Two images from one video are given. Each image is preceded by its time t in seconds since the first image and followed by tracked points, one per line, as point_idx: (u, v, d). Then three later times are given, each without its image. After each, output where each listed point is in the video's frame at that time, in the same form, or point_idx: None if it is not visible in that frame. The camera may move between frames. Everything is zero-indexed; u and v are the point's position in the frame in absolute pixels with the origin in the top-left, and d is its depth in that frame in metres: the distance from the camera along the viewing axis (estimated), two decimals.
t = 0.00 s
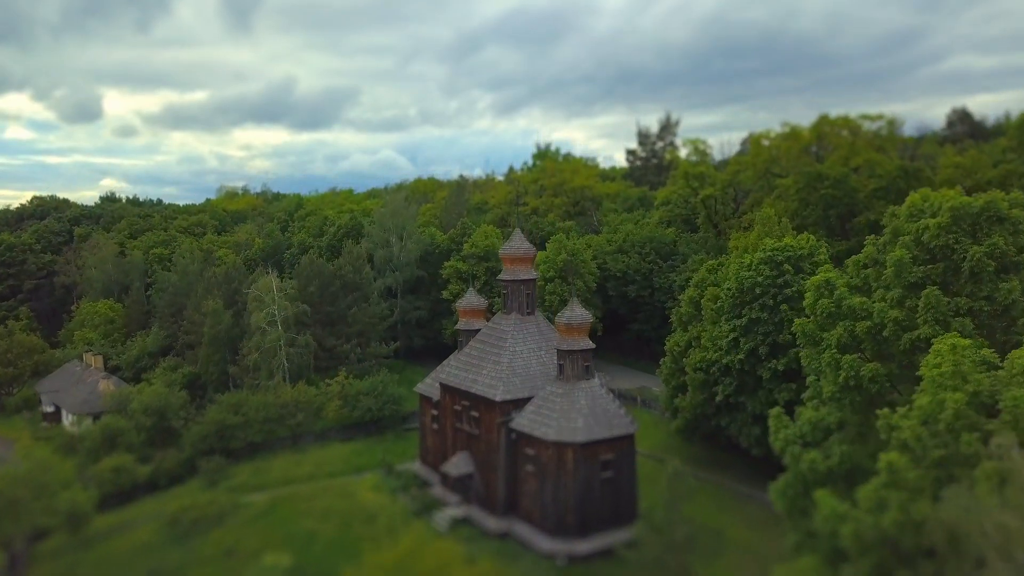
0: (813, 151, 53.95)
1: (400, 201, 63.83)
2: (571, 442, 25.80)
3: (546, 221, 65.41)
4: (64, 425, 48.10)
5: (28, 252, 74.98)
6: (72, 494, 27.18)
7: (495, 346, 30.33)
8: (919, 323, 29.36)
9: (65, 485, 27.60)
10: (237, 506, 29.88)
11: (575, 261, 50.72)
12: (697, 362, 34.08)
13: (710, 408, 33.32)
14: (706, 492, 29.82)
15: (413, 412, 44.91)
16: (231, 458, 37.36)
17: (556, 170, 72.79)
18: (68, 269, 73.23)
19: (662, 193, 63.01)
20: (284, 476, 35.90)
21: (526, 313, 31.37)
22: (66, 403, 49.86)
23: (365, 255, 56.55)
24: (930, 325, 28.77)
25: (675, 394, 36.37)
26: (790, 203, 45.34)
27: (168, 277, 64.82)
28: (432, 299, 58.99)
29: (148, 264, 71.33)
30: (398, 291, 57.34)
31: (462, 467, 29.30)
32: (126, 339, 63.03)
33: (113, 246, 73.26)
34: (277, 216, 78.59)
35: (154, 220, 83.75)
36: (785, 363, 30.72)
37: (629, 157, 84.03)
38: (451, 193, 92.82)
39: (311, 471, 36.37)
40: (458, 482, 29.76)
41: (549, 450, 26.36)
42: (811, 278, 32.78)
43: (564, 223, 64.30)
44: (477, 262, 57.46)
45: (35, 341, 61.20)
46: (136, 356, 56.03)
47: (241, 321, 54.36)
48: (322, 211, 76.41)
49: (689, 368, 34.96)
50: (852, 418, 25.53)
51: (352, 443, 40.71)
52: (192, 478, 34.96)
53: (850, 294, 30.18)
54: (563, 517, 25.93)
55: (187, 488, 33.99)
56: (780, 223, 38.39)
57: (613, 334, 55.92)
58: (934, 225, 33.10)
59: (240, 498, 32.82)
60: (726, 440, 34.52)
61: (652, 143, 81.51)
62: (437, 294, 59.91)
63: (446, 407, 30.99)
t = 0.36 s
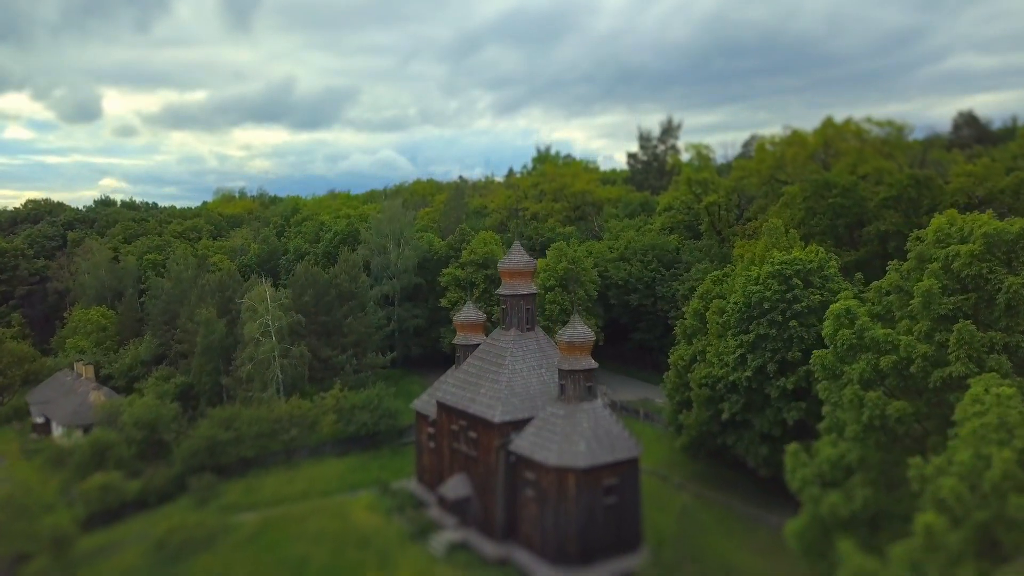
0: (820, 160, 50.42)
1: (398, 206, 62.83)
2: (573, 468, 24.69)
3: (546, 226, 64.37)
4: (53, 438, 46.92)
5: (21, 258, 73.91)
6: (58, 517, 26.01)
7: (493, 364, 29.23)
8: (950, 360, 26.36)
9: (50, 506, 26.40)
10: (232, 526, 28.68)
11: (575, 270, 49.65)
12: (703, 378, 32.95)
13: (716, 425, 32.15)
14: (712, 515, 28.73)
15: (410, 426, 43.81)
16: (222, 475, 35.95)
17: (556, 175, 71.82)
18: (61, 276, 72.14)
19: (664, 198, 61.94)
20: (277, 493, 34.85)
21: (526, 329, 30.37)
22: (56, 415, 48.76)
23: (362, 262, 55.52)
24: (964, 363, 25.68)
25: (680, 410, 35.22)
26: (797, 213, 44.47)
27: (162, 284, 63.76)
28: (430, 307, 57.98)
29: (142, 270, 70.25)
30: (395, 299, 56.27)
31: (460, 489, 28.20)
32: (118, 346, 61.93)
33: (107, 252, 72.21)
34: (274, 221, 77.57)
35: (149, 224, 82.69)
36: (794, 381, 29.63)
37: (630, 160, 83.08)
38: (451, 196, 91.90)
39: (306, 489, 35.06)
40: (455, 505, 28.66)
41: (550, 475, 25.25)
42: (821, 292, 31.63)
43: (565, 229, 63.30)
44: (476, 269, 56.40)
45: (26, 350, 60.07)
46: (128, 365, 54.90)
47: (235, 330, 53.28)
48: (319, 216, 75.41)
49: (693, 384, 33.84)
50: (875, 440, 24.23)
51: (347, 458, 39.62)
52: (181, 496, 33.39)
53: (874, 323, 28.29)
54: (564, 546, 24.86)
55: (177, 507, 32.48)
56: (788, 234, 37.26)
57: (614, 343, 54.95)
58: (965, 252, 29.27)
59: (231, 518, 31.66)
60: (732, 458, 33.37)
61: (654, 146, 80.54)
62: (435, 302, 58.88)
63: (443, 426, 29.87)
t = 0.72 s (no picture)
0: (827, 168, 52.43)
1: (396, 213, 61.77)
2: (575, 498, 23.59)
3: (547, 233, 63.33)
4: (42, 451, 45.64)
5: (13, 264, 72.82)
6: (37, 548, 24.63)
7: (493, 385, 28.17)
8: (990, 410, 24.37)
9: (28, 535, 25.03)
10: (226, 550, 27.03)
11: (577, 279, 48.60)
12: (709, 397, 31.82)
13: (723, 446, 30.97)
14: (720, 542, 27.64)
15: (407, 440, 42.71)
16: (213, 495, 33.82)
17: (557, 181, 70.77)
18: (54, 282, 71.05)
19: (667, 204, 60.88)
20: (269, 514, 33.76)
21: (526, 348, 29.39)
22: (45, 428, 47.67)
23: (359, 271, 54.46)
24: (1005, 414, 23.75)
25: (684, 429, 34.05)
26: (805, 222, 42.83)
27: (156, 291, 62.63)
28: (429, 316, 56.92)
29: (136, 277, 69.17)
30: (392, 308, 55.20)
31: (457, 516, 27.08)
32: (112, 356, 60.87)
33: (101, 258, 71.16)
34: (270, 226, 76.55)
35: (143, 229, 81.60)
36: (805, 403, 28.53)
37: (633, 165, 82.00)
38: (450, 201, 90.81)
39: (298, 509, 33.51)
40: (453, 533, 27.55)
41: (551, 505, 24.14)
42: (832, 310, 30.45)
43: (566, 235, 62.24)
44: (475, 278, 55.32)
45: (16, 359, 58.98)
46: (120, 375, 53.63)
47: (230, 341, 52.20)
48: (316, 220, 74.38)
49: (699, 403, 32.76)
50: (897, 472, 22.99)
51: (342, 476, 38.53)
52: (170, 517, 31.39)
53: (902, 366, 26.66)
54: None
55: (165, 530, 30.34)
56: (795, 247, 36.19)
57: (616, 354, 53.95)
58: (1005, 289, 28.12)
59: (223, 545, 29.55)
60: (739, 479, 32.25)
61: (656, 151, 79.52)
62: (433, 311, 57.85)
63: (440, 449, 28.78)
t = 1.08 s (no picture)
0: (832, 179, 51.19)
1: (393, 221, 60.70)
2: (579, 533, 22.47)
3: (547, 240, 62.27)
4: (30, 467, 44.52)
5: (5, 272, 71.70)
6: (26, 572, 21.60)
7: (493, 410, 27.13)
8: None
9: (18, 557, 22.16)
10: None
11: (578, 291, 47.47)
12: (715, 419, 30.77)
13: (731, 470, 29.82)
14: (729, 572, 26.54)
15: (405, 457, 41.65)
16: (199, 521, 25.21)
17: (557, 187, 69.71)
18: (47, 290, 69.93)
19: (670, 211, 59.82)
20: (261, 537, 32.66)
21: (527, 371, 28.49)
22: (34, 443, 46.57)
23: (356, 281, 53.41)
24: None
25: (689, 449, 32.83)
26: (813, 234, 43.71)
27: (149, 300, 61.53)
28: (427, 327, 55.91)
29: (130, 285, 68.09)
30: (390, 319, 54.15)
31: (455, 546, 25.91)
32: (104, 366, 59.79)
33: (94, 266, 70.08)
34: (267, 233, 75.51)
35: (138, 236, 80.50)
36: (817, 429, 27.45)
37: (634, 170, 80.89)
38: (449, 206, 89.74)
39: (296, 531, 25.05)
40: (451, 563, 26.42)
41: (554, 539, 23.01)
42: (845, 331, 29.43)
43: (567, 243, 61.18)
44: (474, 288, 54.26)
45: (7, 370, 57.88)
46: (111, 387, 52.39)
47: (224, 353, 51.14)
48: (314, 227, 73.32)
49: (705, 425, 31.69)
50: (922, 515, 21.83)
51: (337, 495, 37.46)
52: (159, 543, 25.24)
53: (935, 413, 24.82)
54: None
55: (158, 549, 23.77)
56: (804, 263, 35.19)
57: (620, 366, 52.85)
58: None
59: None
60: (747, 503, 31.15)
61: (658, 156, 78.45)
62: (432, 322, 56.78)
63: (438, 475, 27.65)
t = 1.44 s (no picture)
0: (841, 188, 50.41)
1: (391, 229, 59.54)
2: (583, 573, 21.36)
3: (548, 249, 61.08)
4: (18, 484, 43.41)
5: None
6: None
7: (493, 438, 26.03)
8: None
9: None
10: None
11: (579, 303, 46.29)
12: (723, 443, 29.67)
13: (739, 497, 28.71)
14: None
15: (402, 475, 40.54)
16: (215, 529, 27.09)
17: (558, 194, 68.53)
18: (40, 297, 68.83)
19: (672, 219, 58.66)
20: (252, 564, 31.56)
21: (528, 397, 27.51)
22: (22, 459, 45.46)
23: (352, 293, 52.28)
24: None
25: (694, 473, 31.64)
26: (822, 247, 42.41)
27: (143, 310, 60.39)
28: (425, 339, 54.79)
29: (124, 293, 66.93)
30: (387, 330, 52.98)
31: None
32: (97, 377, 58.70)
33: (88, 274, 68.96)
34: (263, 240, 74.35)
35: (132, 242, 79.39)
36: (830, 457, 26.35)
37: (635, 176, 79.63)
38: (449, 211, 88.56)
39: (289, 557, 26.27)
40: None
41: None
42: (859, 355, 28.38)
43: (568, 252, 60.01)
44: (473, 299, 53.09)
45: None
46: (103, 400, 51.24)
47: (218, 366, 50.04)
48: (310, 233, 72.20)
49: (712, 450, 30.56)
50: None
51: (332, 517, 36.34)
52: (143, 571, 23.67)
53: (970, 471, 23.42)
54: None
55: None
56: (814, 281, 34.11)
57: (622, 378, 51.77)
58: None
59: None
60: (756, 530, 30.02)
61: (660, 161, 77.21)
62: (430, 332, 55.67)
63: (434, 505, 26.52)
